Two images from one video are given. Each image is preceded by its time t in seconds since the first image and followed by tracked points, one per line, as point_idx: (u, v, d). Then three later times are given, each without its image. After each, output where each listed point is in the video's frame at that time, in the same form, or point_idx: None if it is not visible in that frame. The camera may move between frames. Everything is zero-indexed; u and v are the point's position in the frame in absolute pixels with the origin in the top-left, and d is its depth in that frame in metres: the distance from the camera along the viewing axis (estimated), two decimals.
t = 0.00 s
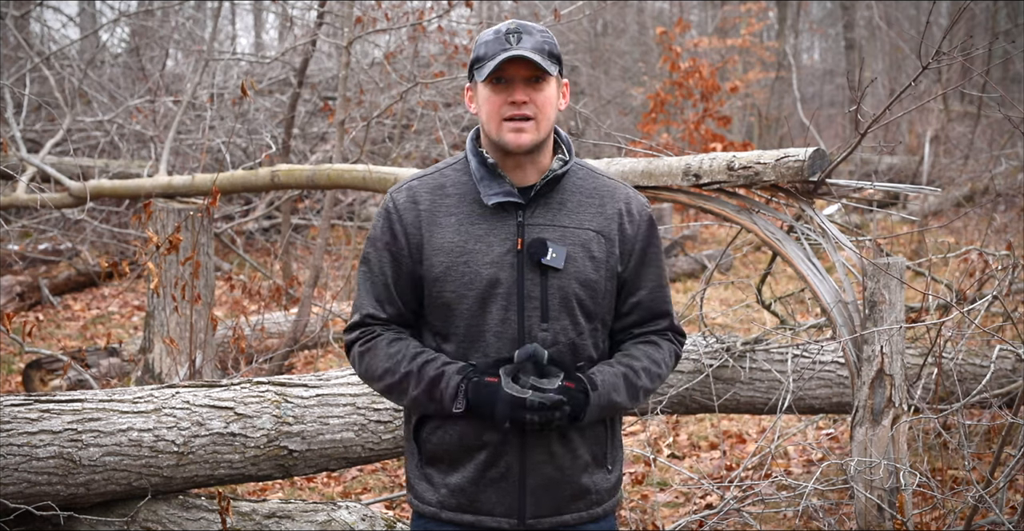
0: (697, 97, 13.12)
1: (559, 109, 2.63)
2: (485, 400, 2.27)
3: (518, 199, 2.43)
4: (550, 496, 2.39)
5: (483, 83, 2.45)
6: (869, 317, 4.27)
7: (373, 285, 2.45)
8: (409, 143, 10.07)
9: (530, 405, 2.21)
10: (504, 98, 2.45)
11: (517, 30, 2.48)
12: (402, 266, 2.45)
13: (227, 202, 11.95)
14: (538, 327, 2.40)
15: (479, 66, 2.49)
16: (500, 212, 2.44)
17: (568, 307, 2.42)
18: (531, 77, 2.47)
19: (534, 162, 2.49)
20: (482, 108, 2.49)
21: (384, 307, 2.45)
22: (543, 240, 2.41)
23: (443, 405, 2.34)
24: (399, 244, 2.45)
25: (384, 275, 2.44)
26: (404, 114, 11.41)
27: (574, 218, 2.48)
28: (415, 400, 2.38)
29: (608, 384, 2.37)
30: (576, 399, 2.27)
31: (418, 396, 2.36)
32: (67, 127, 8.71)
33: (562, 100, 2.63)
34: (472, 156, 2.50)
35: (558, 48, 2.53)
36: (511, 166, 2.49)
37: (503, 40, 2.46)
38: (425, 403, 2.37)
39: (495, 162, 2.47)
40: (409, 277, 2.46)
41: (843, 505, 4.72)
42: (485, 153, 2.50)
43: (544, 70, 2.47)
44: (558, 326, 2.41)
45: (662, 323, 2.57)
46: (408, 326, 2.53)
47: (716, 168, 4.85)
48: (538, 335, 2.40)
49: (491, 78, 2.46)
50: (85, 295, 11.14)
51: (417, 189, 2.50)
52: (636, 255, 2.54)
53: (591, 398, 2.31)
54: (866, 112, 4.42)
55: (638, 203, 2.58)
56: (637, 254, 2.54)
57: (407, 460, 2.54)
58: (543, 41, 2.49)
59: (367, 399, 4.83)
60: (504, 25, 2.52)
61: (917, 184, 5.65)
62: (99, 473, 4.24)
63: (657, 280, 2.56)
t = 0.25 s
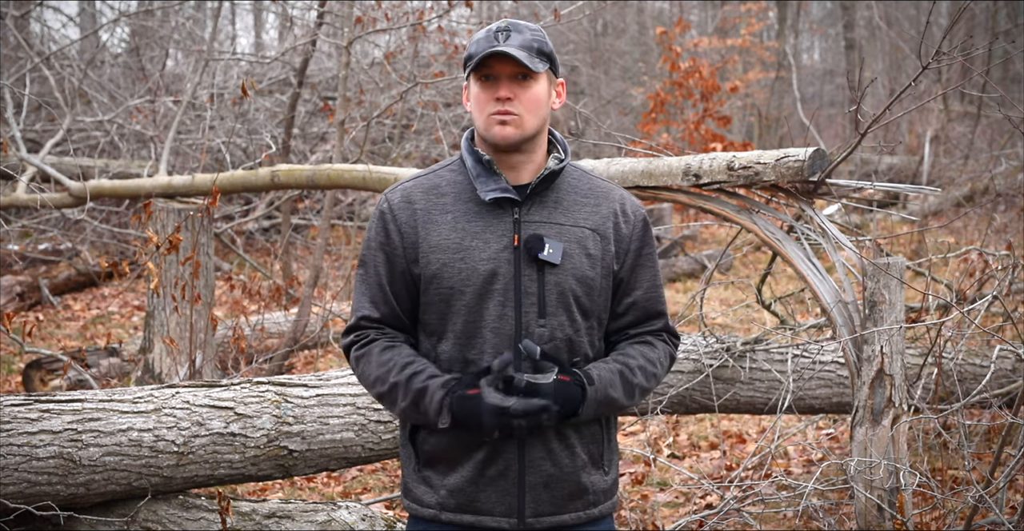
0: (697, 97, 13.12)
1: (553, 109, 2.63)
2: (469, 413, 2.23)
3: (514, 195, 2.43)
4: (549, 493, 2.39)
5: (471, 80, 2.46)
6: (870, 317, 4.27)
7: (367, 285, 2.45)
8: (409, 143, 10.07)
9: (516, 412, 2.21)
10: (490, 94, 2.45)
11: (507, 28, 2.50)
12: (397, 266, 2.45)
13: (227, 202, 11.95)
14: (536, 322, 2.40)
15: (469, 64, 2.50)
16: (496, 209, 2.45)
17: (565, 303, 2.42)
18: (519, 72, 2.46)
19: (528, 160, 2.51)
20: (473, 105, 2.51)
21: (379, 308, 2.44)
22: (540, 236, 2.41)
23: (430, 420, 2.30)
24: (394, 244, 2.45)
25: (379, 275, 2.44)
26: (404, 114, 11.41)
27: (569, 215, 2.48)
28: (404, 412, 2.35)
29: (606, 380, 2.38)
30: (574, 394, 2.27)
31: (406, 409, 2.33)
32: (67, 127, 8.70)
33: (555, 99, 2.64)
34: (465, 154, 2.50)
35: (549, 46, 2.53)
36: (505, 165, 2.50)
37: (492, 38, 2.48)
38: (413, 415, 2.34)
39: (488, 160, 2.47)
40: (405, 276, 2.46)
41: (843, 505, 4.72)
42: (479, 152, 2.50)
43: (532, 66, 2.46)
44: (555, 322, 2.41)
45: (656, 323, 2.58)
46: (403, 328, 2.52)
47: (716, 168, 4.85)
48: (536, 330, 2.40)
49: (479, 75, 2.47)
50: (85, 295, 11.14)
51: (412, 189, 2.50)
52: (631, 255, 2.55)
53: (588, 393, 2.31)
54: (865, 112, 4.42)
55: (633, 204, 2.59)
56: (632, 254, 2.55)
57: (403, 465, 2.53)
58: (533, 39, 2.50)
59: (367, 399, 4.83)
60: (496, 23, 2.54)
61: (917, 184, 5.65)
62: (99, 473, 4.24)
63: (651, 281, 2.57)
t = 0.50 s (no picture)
0: (697, 97, 13.12)
1: (552, 110, 2.63)
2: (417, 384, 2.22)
3: (511, 195, 2.43)
4: (549, 493, 2.39)
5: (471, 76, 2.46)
6: (869, 317, 4.28)
7: (364, 284, 2.45)
8: (409, 143, 10.06)
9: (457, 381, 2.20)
10: (488, 91, 2.45)
11: (508, 27, 2.50)
12: (393, 265, 2.45)
13: (227, 202, 11.95)
14: (534, 322, 2.39)
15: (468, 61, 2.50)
16: (493, 208, 2.45)
17: (563, 302, 2.42)
18: (518, 72, 2.47)
19: (525, 160, 2.52)
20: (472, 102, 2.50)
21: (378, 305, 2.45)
22: (538, 235, 2.41)
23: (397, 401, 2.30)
24: (391, 243, 2.45)
25: (376, 274, 2.44)
26: (404, 114, 11.41)
27: (568, 215, 2.48)
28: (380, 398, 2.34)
29: (608, 379, 2.37)
30: (579, 394, 2.28)
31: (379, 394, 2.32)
32: (67, 127, 8.70)
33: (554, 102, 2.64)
34: (463, 155, 2.50)
35: (549, 47, 2.53)
36: (502, 164, 2.51)
37: (493, 36, 2.48)
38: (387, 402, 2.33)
39: (486, 160, 2.47)
40: (402, 276, 2.46)
41: (843, 505, 4.72)
42: (476, 152, 2.50)
43: (532, 66, 2.46)
44: (553, 321, 2.41)
45: (655, 324, 2.58)
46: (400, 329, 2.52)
47: (716, 168, 4.85)
48: (534, 330, 2.39)
49: (479, 73, 2.48)
50: (85, 295, 11.14)
51: (408, 189, 2.50)
52: (630, 255, 2.55)
53: (594, 392, 2.31)
54: (866, 112, 4.42)
55: (630, 204, 2.59)
56: (630, 254, 2.55)
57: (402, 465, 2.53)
58: (534, 38, 2.49)
59: (367, 399, 4.83)
60: (498, 21, 2.53)
61: (917, 185, 5.65)
62: (99, 473, 4.24)
63: (650, 281, 2.57)
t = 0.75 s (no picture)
0: (697, 97, 13.12)
1: (552, 108, 2.63)
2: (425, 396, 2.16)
3: (513, 195, 2.43)
4: (550, 492, 2.39)
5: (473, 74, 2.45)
6: (870, 317, 4.27)
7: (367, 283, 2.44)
8: (409, 143, 10.06)
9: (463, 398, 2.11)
10: (492, 89, 2.44)
11: (510, 25, 2.49)
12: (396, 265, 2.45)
13: (227, 202, 11.95)
14: (536, 322, 2.39)
15: (470, 60, 2.50)
16: (495, 209, 2.45)
17: (565, 302, 2.42)
18: (522, 71, 2.47)
19: (526, 158, 2.51)
20: (473, 101, 2.50)
21: (380, 302, 2.40)
22: (540, 236, 2.42)
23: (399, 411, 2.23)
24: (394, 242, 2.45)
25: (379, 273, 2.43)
26: (404, 114, 11.41)
27: (569, 214, 2.49)
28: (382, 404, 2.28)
29: (608, 375, 2.36)
30: (576, 389, 2.24)
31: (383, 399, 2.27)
32: (67, 127, 8.70)
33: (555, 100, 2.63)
34: (464, 154, 2.50)
35: (551, 46, 2.53)
36: (503, 162, 2.50)
37: (496, 34, 2.47)
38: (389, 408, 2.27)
39: (488, 158, 2.47)
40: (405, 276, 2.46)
41: (843, 505, 4.72)
42: (477, 151, 2.50)
43: (535, 64, 2.46)
44: (555, 321, 2.41)
45: (656, 319, 2.57)
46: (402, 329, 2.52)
47: (716, 168, 4.85)
48: (536, 331, 2.39)
49: (482, 71, 2.47)
50: (85, 295, 11.15)
51: (411, 189, 2.50)
52: (631, 252, 2.55)
53: (591, 387, 2.28)
54: (865, 112, 4.42)
55: (631, 200, 2.59)
56: (632, 251, 2.55)
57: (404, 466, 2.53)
58: (536, 36, 2.49)
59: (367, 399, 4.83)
60: (498, 20, 2.53)
61: (917, 184, 5.65)
62: (99, 473, 4.24)
63: (651, 277, 2.57)
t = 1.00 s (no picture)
0: (697, 97, 13.12)
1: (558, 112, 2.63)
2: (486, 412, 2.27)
3: (516, 203, 2.43)
4: (550, 497, 2.39)
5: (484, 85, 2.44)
6: (870, 317, 4.27)
7: (370, 286, 2.45)
8: (409, 143, 10.06)
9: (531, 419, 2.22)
10: (502, 101, 2.43)
11: (521, 34, 2.48)
12: (399, 268, 2.46)
13: (227, 202, 11.95)
14: (537, 330, 2.40)
15: (480, 68, 2.48)
16: (497, 215, 2.45)
17: (566, 310, 2.42)
18: (533, 82, 2.45)
19: (531, 166, 2.49)
20: (481, 109, 2.48)
21: (379, 308, 2.47)
22: (541, 243, 2.41)
23: (443, 415, 2.34)
24: (396, 246, 2.45)
25: (381, 276, 2.45)
26: (404, 114, 11.41)
27: (571, 219, 2.48)
28: (414, 408, 2.38)
29: (607, 388, 2.37)
30: (575, 408, 2.28)
31: (417, 404, 2.37)
32: (67, 127, 8.70)
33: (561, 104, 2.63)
34: (468, 160, 2.49)
35: (561, 55, 2.52)
36: (507, 170, 2.48)
37: (506, 44, 2.46)
38: (425, 411, 2.37)
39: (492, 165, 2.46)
40: (406, 280, 2.47)
41: (843, 505, 4.72)
42: (481, 157, 2.50)
43: (546, 76, 2.45)
44: (556, 329, 2.42)
45: (657, 322, 2.58)
46: (405, 329, 2.54)
47: (716, 168, 4.85)
48: (537, 338, 2.40)
49: (491, 80, 2.45)
50: (85, 295, 11.15)
51: (412, 191, 2.50)
52: (632, 255, 2.54)
53: (592, 404, 2.31)
54: (866, 112, 4.42)
55: (635, 202, 2.57)
56: (633, 254, 2.55)
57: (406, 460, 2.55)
58: (546, 46, 2.48)
59: (367, 399, 4.83)
60: (508, 27, 2.51)
61: (917, 184, 5.65)
62: (99, 473, 4.24)
63: (653, 280, 2.56)
